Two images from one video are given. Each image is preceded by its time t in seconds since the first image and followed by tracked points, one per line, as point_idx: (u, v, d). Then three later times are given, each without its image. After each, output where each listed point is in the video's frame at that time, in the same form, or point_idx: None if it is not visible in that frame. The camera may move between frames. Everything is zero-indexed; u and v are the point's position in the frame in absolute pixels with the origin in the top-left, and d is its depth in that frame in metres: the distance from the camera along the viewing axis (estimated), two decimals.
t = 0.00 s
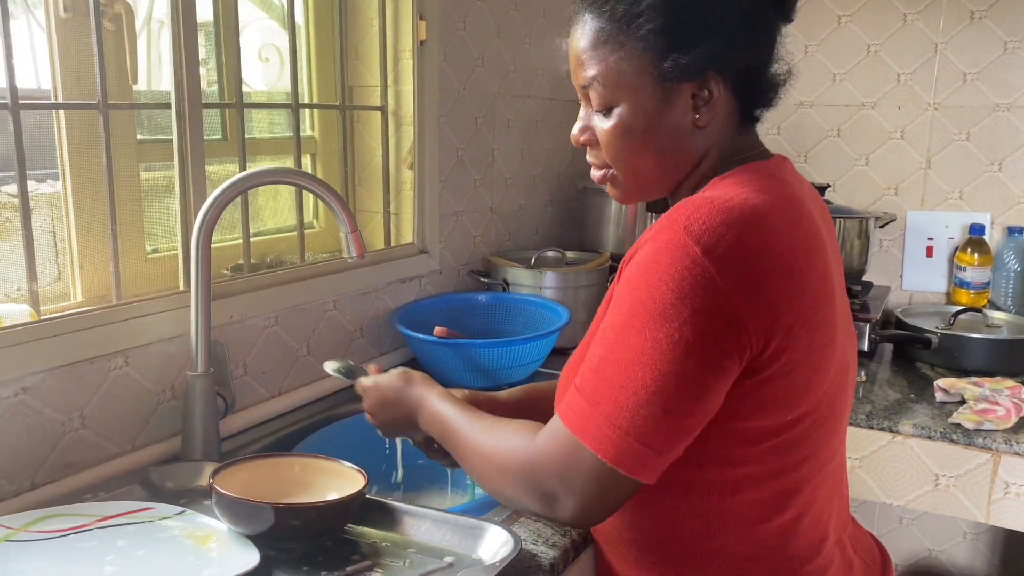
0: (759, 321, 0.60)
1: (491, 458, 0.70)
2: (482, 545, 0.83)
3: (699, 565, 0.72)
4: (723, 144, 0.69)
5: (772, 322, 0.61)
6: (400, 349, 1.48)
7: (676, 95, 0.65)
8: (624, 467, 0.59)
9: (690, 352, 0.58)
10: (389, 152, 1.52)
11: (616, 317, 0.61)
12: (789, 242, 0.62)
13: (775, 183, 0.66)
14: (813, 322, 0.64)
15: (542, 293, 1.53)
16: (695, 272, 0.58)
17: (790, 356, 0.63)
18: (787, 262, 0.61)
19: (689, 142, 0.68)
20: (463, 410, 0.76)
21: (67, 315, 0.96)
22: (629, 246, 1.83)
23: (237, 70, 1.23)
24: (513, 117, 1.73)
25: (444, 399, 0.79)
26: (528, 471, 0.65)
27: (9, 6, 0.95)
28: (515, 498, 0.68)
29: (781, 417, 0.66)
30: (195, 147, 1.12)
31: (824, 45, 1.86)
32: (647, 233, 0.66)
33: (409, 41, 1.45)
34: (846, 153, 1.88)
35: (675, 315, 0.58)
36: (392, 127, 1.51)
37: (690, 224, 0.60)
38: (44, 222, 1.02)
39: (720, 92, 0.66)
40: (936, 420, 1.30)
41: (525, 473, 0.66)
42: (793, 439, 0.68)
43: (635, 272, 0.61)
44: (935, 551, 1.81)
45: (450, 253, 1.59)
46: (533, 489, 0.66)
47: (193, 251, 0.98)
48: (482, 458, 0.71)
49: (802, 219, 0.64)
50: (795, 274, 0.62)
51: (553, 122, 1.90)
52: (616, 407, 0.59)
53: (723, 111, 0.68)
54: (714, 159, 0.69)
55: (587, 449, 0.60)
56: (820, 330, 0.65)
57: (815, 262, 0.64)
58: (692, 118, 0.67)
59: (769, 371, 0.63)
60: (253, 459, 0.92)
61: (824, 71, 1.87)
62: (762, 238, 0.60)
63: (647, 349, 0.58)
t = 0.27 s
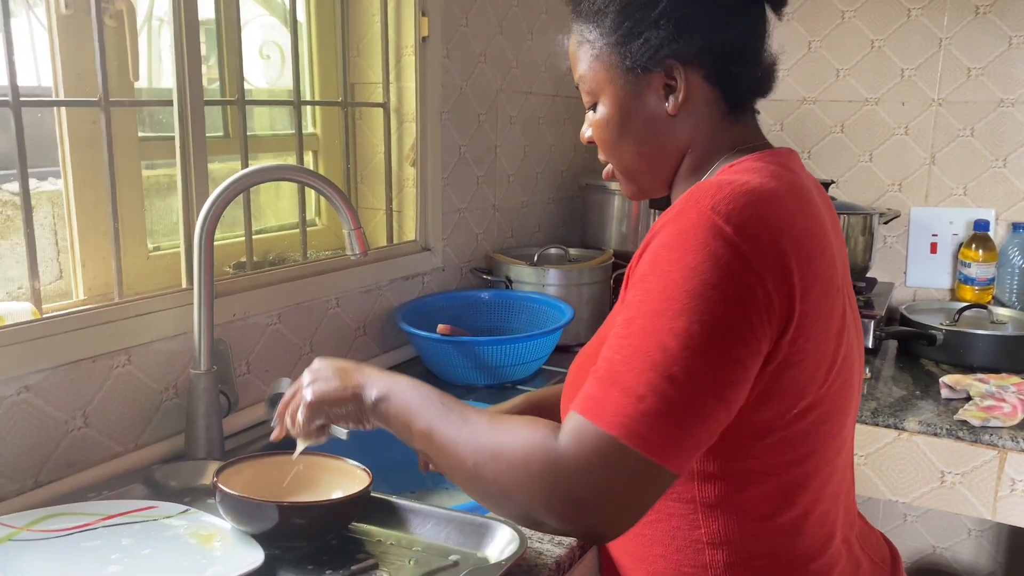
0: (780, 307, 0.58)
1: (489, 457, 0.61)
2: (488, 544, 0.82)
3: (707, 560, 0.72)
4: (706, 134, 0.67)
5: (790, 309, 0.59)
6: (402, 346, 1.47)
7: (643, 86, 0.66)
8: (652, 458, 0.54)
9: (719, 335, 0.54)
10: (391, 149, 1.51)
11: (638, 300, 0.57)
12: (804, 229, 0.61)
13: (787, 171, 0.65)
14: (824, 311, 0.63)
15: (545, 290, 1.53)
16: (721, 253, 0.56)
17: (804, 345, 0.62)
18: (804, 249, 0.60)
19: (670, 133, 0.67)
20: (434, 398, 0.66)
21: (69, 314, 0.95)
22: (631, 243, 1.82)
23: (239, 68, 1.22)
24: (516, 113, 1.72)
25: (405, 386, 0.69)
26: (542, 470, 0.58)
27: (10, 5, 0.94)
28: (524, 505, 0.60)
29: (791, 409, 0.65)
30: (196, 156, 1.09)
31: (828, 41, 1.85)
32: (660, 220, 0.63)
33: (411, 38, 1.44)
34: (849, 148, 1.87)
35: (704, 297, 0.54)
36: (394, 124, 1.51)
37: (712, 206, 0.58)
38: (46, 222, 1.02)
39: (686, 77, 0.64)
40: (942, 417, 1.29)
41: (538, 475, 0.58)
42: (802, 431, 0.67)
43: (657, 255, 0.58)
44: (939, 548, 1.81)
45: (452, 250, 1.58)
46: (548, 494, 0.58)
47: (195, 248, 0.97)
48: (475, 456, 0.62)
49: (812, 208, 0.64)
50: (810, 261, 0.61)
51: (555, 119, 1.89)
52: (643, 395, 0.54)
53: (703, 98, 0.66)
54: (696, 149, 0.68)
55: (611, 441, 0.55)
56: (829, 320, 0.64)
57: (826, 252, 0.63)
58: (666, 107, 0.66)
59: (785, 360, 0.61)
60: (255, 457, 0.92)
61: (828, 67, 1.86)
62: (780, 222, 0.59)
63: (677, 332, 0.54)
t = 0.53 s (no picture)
0: (806, 311, 0.57)
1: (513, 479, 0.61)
2: (494, 544, 0.82)
3: (729, 564, 0.70)
4: (708, 124, 0.66)
5: (816, 310, 0.58)
6: (407, 344, 1.47)
7: (640, 76, 0.65)
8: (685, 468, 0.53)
9: (749, 341, 0.53)
10: (395, 146, 1.51)
11: (663, 308, 0.55)
12: (823, 229, 0.60)
13: (804, 171, 0.64)
14: (844, 312, 0.63)
15: (550, 288, 1.52)
16: (747, 257, 0.55)
17: (825, 347, 0.61)
18: (824, 249, 0.59)
19: (670, 124, 0.67)
20: (455, 434, 0.67)
21: (74, 312, 0.95)
22: (636, 241, 1.82)
23: (244, 65, 1.21)
24: (520, 110, 1.72)
25: (423, 426, 0.70)
26: (569, 485, 0.57)
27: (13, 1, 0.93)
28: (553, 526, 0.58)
29: (812, 411, 0.64)
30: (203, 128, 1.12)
31: (834, 37, 1.84)
32: (678, 226, 0.62)
33: (416, 34, 1.44)
34: (855, 145, 1.86)
35: (732, 303, 0.54)
36: (398, 121, 1.50)
37: (734, 209, 0.57)
38: (48, 219, 1.00)
39: (682, 66, 0.64)
40: (950, 415, 1.28)
41: (565, 489, 0.57)
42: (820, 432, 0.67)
43: (680, 262, 0.57)
44: (946, 546, 1.81)
45: (457, 248, 1.58)
46: (577, 511, 0.57)
47: (200, 246, 0.97)
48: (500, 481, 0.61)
49: (829, 208, 0.63)
50: (831, 262, 0.60)
51: (559, 116, 1.88)
52: (673, 406, 0.53)
53: (702, 88, 0.65)
54: (697, 140, 0.67)
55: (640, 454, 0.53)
56: (848, 320, 0.64)
57: (843, 251, 0.63)
58: (663, 97, 0.65)
59: (808, 363, 0.61)
60: (257, 456, 0.93)
61: (834, 63, 1.85)
62: (801, 224, 0.58)
63: (708, 340, 0.53)
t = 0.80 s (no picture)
0: (807, 315, 0.57)
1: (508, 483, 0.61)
2: (497, 542, 0.82)
3: (729, 564, 0.70)
4: (707, 121, 0.66)
5: (817, 313, 0.58)
6: (409, 343, 1.47)
7: (641, 71, 0.65)
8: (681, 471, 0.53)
9: (749, 346, 0.53)
10: (397, 144, 1.51)
11: (663, 312, 0.55)
12: (826, 232, 0.60)
13: (807, 173, 0.64)
14: (846, 315, 0.62)
15: (552, 286, 1.52)
16: (748, 261, 0.55)
17: (826, 350, 0.61)
18: (827, 253, 0.59)
19: (671, 120, 0.67)
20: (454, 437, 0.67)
21: (77, 310, 0.95)
22: (639, 239, 1.82)
23: (246, 63, 1.21)
24: (523, 108, 1.71)
25: (423, 429, 0.70)
26: (564, 490, 0.57)
27: None
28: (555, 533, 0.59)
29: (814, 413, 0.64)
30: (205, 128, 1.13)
31: (837, 34, 1.84)
32: (680, 229, 0.62)
33: (418, 32, 1.44)
34: (858, 143, 1.86)
35: (733, 309, 0.53)
36: (401, 119, 1.50)
37: (736, 212, 0.57)
38: (52, 217, 1.00)
39: (681, 61, 0.64)
40: (953, 413, 1.28)
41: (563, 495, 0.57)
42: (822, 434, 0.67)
43: (680, 265, 0.56)
44: (948, 545, 1.80)
45: (459, 246, 1.58)
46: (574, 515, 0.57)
47: (203, 244, 0.97)
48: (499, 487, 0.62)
49: (832, 210, 0.63)
50: (833, 265, 0.60)
51: (562, 114, 1.88)
52: (669, 410, 0.53)
53: (702, 84, 0.65)
54: (695, 136, 0.67)
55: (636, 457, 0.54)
56: (850, 323, 0.63)
57: (846, 254, 0.63)
58: (663, 92, 0.65)
59: (809, 367, 0.61)
60: (260, 454, 0.92)
61: (837, 61, 1.85)
62: (805, 228, 0.58)
63: (707, 344, 0.53)
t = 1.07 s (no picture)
0: (824, 305, 0.57)
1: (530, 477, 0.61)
2: (504, 535, 0.82)
3: (739, 558, 0.70)
4: (702, 119, 0.67)
5: (834, 304, 0.58)
6: (415, 338, 1.47)
7: (637, 66, 0.66)
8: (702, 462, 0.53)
9: (769, 337, 0.53)
10: (403, 139, 1.51)
11: (680, 304, 0.55)
12: (839, 222, 0.60)
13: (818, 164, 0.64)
14: (859, 306, 0.62)
15: (558, 281, 1.52)
16: (765, 252, 0.54)
17: (841, 340, 0.61)
18: (841, 243, 0.59)
19: (666, 115, 0.67)
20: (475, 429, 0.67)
21: (83, 304, 0.95)
22: (644, 235, 1.81)
23: (251, 57, 1.21)
24: (528, 103, 1.71)
25: (445, 422, 0.70)
26: (585, 483, 0.57)
27: None
28: (572, 519, 0.59)
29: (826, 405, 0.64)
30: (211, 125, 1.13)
31: (843, 29, 1.83)
32: (693, 220, 0.61)
33: (424, 26, 1.43)
34: (864, 138, 1.85)
35: (752, 300, 0.53)
36: (405, 114, 1.50)
37: (752, 202, 0.57)
38: (58, 212, 1.00)
39: (673, 59, 0.64)
40: (960, 409, 1.28)
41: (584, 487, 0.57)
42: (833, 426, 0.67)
43: (697, 257, 0.56)
44: (953, 541, 1.80)
45: (464, 241, 1.57)
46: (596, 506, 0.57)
47: (209, 238, 0.97)
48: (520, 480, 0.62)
49: (844, 200, 0.63)
50: (847, 255, 0.59)
51: (566, 109, 1.88)
52: (689, 401, 0.53)
53: (696, 83, 0.65)
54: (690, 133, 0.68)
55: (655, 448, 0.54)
56: (863, 314, 0.63)
57: (858, 244, 0.62)
58: (656, 88, 0.66)
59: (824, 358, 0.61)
60: (266, 447, 0.92)
61: (843, 56, 1.84)
62: (820, 217, 0.58)
63: (725, 336, 0.53)
